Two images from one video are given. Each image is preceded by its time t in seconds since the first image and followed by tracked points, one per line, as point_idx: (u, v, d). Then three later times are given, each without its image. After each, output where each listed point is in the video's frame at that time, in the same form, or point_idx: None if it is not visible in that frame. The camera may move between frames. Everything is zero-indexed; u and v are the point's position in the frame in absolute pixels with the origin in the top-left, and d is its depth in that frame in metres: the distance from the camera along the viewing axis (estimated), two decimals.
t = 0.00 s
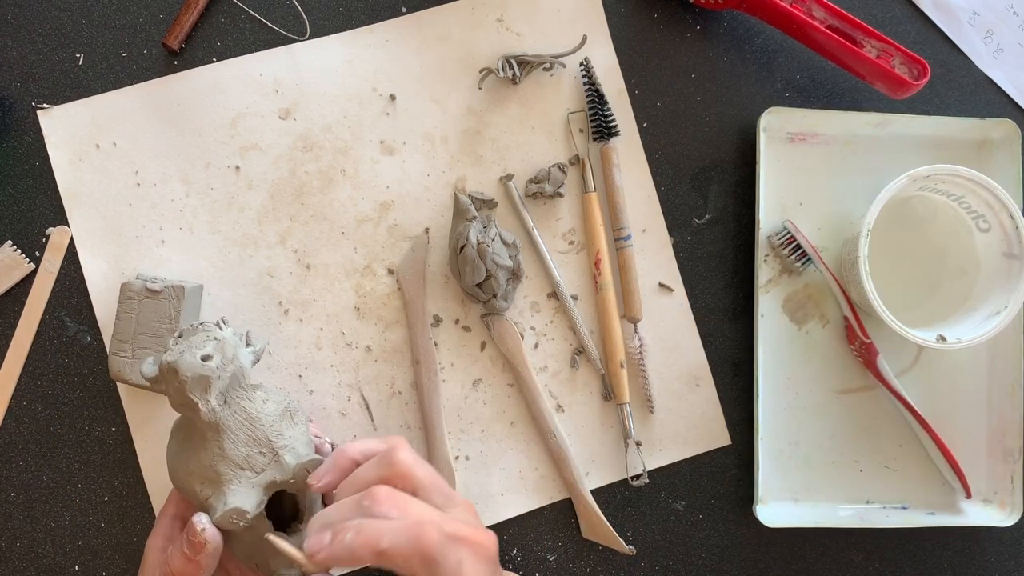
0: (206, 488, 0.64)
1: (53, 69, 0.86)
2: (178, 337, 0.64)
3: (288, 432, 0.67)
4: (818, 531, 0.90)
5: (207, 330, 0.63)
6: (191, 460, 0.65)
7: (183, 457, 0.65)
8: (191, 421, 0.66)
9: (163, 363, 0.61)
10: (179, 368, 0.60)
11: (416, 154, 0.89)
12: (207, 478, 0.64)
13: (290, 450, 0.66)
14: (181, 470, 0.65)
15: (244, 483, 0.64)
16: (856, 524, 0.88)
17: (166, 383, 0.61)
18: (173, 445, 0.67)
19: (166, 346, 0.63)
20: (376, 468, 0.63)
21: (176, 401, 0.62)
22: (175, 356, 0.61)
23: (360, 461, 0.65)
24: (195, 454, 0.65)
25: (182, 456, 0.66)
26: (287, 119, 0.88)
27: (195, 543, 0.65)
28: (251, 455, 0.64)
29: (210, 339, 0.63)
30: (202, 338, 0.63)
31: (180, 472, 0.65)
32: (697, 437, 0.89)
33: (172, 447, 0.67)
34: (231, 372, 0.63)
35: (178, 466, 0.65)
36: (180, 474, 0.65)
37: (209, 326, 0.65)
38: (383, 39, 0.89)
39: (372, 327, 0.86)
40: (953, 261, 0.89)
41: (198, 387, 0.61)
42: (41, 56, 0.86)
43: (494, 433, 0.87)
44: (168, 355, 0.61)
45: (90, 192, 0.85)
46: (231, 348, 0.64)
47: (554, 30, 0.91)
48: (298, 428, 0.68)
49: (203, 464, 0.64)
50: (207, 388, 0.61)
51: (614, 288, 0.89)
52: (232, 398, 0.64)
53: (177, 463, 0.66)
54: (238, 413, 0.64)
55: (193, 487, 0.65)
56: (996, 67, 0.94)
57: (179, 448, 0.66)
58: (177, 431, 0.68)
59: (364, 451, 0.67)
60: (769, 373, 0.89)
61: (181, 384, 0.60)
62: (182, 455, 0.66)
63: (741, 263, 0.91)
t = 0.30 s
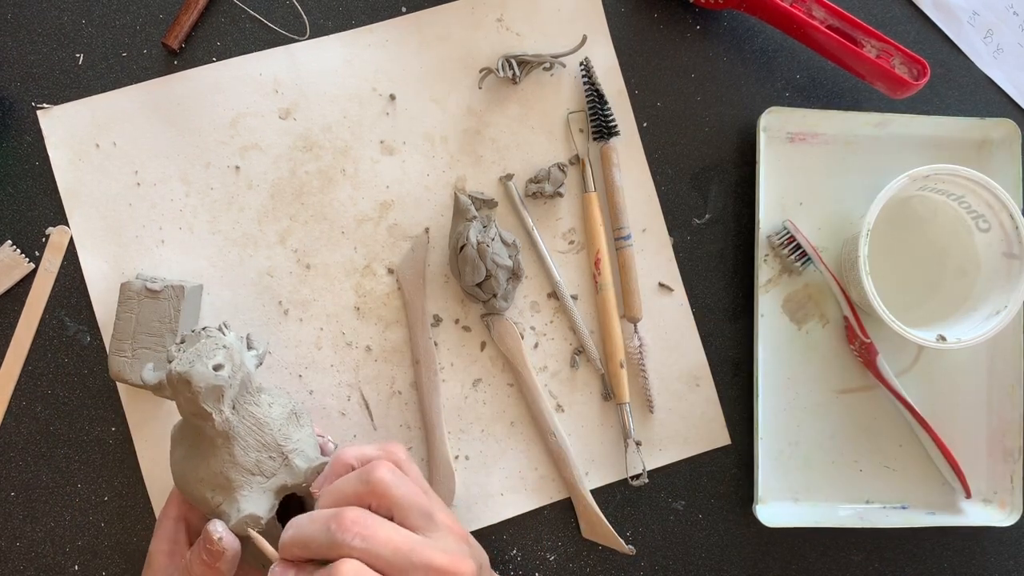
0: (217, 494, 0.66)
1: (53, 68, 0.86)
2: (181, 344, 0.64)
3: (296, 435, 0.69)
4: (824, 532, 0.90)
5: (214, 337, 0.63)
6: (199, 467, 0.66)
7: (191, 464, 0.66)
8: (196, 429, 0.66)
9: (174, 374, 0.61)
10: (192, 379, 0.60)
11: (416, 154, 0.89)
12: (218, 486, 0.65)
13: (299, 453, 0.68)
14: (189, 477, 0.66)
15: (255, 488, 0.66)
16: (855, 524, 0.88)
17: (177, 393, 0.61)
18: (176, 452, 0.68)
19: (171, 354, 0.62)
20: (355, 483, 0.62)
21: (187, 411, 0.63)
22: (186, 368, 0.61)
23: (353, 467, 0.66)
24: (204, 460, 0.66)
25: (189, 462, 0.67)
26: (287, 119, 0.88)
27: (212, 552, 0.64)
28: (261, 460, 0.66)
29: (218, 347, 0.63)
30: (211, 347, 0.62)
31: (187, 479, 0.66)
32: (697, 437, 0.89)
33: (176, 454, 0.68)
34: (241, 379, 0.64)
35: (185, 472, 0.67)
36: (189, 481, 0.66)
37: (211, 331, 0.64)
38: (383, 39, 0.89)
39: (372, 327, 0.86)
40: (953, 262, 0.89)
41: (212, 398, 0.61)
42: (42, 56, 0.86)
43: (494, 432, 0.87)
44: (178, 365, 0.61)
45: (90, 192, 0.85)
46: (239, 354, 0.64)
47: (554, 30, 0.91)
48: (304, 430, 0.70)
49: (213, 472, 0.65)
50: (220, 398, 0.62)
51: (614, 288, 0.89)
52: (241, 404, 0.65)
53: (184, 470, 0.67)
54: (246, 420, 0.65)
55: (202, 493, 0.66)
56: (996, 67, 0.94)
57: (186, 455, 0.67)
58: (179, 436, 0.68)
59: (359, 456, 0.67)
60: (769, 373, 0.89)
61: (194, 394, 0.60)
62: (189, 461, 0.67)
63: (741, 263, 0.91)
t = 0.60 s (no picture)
0: (220, 492, 0.66)
1: (53, 68, 0.86)
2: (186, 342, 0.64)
3: (299, 435, 0.69)
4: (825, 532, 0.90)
5: (218, 335, 0.63)
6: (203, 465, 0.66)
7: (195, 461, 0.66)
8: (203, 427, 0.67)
9: (178, 371, 0.61)
10: (196, 376, 0.60)
11: (416, 154, 0.89)
12: (219, 484, 0.66)
13: (302, 453, 0.68)
14: (192, 475, 0.66)
15: (257, 488, 0.66)
16: (855, 524, 0.88)
17: (181, 391, 0.62)
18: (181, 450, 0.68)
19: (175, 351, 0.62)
20: (365, 478, 0.63)
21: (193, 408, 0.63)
22: (192, 365, 0.61)
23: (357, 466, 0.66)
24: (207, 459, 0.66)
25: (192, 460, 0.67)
26: (287, 119, 0.88)
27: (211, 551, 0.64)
28: (263, 459, 0.66)
29: (223, 345, 0.63)
30: (215, 344, 0.62)
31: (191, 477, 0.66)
32: (697, 437, 0.89)
33: (179, 452, 0.68)
34: (244, 377, 0.64)
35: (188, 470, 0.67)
36: (191, 480, 0.66)
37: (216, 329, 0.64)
38: (383, 39, 0.89)
39: (372, 327, 0.86)
40: (953, 262, 0.89)
41: (216, 395, 0.61)
42: (41, 56, 0.86)
43: (494, 432, 0.87)
44: (183, 362, 0.61)
45: (90, 192, 0.85)
46: (243, 352, 0.64)
47: (554, 30, 0.91)
48: (307, 430, 0.70)
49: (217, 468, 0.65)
50: (224, 395, 0.62)
51: (614, 288, 0.89)
52: (244, 402, 0.65)
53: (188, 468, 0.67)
54: (250, 418, 0.65)
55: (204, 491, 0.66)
56: (996, 67, 0.94)
57: (189, 453, 0.67)
58: (184, 434, 0.68)
59: (363, 455, 0.67)
60: (769, 373, 0.89)
61: (198, 392, 0.61)
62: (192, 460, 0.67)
63: (741, 263, 0.91)
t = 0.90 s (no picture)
0: (220, 494, 0.66)
1: (53, 68, 0.86)
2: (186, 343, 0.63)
3: (299, 437, 0.69)
4: (826, 532, 0.90)
5: (219, 337, 0.63)
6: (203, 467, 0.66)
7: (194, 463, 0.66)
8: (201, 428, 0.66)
9: (179, 373, 0.60)
10: (197, 378, 0.60)
11: (416, 154, 0.89)
12: (219, 486, 0.66)
13: (302, 455, 0.68)
14: (192, 477, 0.66)
15: (258, 490, 0.66)
16: (855, 524, 0.88)
17: (181, 392, 0.61)
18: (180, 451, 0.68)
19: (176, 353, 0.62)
20: (370, 475, 0.63)
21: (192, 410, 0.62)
22: (193, 366, 0.60)
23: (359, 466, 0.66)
24: (207, 461, 0.66)
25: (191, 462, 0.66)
26: (287, 119, 0.88)
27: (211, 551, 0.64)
28: (263, 461, 0.66)
29: (224, 346, 0.62)
30: (215, 346, 0.62)
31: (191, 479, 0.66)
32: (697, 437, 0.89)
33: (178, 453, 0.68)
34: (245, 379, 0.64)
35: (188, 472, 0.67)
36: (191, 481, 0.66)
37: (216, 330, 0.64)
38: (383, 39, 0.89)
39: (372, 327, 0.86)
40: (953, 262, 0.89)
41: (217, 397, 0.61)
42: (41, 56, 0.86)
43: (494, 432, 0.87)
44: (183, 364, 0.61)
45: (90, 192, 0.85)
46: (244, 354, 0.64)
47: (554, 30, 0.91)
48: (307, 432, 0.70)
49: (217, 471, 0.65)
50: (225, 398, 0.62)
51: (614, 288, 0.89)
52: (245, 404, 0.65)
53: (188, 470, 0.67)
54: (250, 420, 0.65)
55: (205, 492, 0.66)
56: (996, 67, 0.94)
57: (188, 454, 0.67)
58: (183, 435, 0.68)
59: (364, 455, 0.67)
60: (769, 373, 0.89)
61: (198, 394, 0.60)
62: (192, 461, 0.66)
63: (741, 263, 0.91)
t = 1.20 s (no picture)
0: (223, 509, 0.65)
1: (53, 68, 0.86)
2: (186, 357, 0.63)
3: (301, 448, 0.67)
4: (826, 532, 0.90)
5: (221, 353, 0.62)
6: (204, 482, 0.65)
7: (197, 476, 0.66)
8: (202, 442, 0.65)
9: (182, 392, 0.60)
10: (200, 400, 0.60)
11: (416, 154, 0.89)
12: (223, 502, 0.65)
13: (305, 467, 0.67)
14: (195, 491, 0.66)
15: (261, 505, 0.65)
16: (856, 524, 0.88)
17: (185, 410, 0.61)
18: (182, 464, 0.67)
19: (178, 366, 0.62)
20: (423, 478, 0.62)
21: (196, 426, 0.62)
22: (196, 388, 0.60)
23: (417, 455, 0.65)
24: (208, 475, 0.65)
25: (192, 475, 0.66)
26: (287, 119, 0.88)
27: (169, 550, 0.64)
28: (266, 475, 0.65)
29: (226, 364, 0.62)
30: (218, 363, 0.62)
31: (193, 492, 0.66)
32: (697, 437, 0.89)
33: (180, 465, 0.67)
34: (248, 395, 0.63)
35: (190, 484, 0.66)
36: (194, 495, 0.66)
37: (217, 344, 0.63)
38: (383, 39, 0.89)
39: (372, 327, 0.86)
40: (953, 262, 0.89)
41: (220, 417, 0.61)
42: (41, 56, 0.86)
43: (494, 432, 0.87)
44: (185, 383, 0.60)
45: (90, 192, 0.85)
46: (246, 369, 0.63)
47: (554, 30, 0.91)
48: (310, 443, 0.69)
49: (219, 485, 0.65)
50: (228, 417, 0.62)
51: (614, 288, 0.89)
52: (248, 419, 0.64)
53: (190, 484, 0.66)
54: (253, 434, 0.64)
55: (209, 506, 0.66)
56: (996, 67, 0.94)
57: (190, 467, 0.66)
58: (184, 447, 0.68)
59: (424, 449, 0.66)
60: (770, 373, 0.89)
61: (202, 415, 0.61)
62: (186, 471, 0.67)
63: (741, 263, 0.91)
